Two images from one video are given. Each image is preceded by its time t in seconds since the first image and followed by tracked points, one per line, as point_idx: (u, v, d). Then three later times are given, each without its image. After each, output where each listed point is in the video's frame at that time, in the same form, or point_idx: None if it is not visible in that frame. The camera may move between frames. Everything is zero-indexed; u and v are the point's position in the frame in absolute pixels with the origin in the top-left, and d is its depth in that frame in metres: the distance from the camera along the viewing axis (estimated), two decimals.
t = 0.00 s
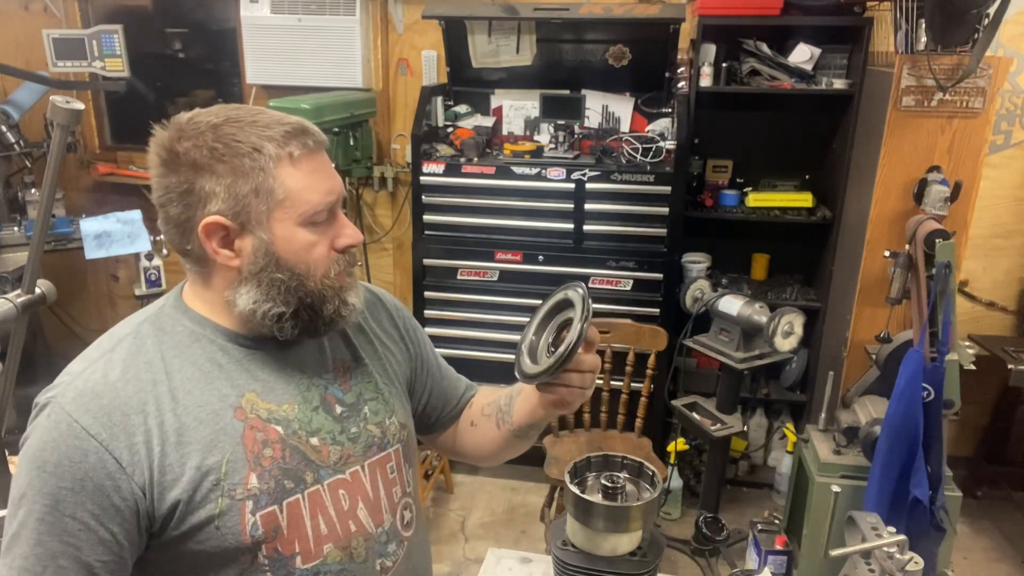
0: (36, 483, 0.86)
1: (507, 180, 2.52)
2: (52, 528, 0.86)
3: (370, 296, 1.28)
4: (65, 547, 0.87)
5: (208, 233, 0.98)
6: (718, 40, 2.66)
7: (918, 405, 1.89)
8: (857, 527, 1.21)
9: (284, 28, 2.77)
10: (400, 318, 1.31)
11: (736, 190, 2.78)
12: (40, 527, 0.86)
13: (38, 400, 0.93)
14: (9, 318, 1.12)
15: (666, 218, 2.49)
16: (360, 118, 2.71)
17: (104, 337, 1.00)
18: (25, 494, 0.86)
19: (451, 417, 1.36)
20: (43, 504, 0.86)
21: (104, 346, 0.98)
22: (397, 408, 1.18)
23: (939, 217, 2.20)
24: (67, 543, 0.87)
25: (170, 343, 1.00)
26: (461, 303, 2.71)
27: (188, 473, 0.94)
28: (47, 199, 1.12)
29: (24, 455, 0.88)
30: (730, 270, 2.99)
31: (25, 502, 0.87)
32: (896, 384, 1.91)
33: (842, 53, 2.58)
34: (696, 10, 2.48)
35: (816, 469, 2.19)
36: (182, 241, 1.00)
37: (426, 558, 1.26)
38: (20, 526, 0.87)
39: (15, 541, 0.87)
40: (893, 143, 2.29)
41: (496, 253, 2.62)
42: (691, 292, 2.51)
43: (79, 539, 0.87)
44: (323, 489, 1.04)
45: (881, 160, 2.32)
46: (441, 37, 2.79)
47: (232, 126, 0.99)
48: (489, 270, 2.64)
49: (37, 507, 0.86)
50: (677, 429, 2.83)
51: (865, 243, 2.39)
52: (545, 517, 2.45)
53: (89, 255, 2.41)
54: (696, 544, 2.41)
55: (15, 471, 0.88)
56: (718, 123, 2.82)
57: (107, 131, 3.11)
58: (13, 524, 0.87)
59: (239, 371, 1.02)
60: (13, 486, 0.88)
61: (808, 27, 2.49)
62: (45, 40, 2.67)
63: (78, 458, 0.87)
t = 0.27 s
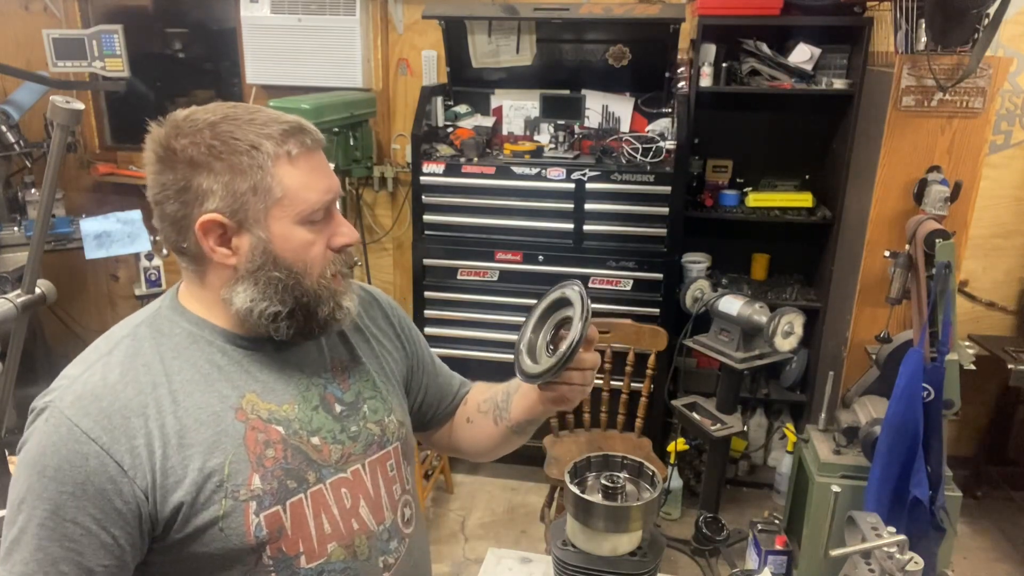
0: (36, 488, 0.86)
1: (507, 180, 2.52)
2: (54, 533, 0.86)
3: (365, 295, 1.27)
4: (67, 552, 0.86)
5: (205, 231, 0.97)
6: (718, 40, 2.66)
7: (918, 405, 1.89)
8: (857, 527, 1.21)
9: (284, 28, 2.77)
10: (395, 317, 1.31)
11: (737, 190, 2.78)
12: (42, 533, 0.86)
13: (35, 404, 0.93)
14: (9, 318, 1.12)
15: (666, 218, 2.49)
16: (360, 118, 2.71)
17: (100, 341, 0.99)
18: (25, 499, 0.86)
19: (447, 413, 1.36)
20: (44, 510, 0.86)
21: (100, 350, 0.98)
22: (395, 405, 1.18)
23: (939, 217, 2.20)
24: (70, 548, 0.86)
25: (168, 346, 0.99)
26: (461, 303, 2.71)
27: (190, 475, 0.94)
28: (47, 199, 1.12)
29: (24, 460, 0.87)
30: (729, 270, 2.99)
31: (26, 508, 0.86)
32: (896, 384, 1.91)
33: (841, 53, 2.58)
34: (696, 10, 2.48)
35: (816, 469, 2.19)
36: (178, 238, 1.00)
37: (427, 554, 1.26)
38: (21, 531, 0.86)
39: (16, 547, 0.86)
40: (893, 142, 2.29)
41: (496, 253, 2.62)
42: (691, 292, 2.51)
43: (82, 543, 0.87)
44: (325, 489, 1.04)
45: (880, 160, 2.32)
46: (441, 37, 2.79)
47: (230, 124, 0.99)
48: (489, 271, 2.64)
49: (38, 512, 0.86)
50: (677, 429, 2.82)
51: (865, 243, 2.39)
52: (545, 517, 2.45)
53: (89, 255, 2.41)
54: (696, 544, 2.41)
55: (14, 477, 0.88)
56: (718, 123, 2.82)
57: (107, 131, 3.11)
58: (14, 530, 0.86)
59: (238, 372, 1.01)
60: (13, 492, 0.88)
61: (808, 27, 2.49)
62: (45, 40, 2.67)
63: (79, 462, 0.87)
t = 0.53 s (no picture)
0: (38, 499, 0.85)
1: (507, 180, 2.52)
2: (58, 542, 0.85)
3: (363, 296, 1.27)
4: (72, 562, 0.86)
5: (201, 236, 0.97)
6: (719, 40, 2.66)
7: (917, 405, 1.89)
8: (857, 526, 1.21)
9: (284, 28, 2.77)
10: (389, 317, 1.30)
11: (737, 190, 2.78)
12: (46, 543, 0.85)
13: (33, 413, 0.92)
14: (9, 318, 1.12)
15: (666, 218, 2.49)
16: (360, 118, 2.72)
17: (96, 348, 0.98)
18: (27, 510, 0.85)
19: (445, 407, 1.36)
20: (47, 520, 0.85)
21: (96, 356, 0.97)
22: (392, 405, 1.18)
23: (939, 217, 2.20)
24: (75, 557, 0.86)
25: (165, 351, 0.99)
26: (461, 303, 2.71)
27: (193, 481, 0.93)
28: (48, 199, 1.12)
29: (24, 471, 0.87)
30: (729, 270, 2.99)
31: (28, 519, 0.85)
32: (896, 384, 1.91)
33: (842, 53, 2.58)
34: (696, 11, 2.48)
35: (816, 469, 2.19)
36: (174, 240, 0.99)
37: (427, 552, 1.26)
38: (24, 542, 0.86)
39: (20, 558, 0.86)
40: (893, 143, 2.29)
41: (496, 253, 2.62)
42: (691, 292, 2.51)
43: (87, 552, 0.87)
44: (326, 490, 1.04)
45: (880, 160, 2.32)
46: (442, 37, 2.79)
47: (233, 129, 0.98)
48: (489, 271, 2.64)
49: (41, 523, 0.85)
50: (677, 429, 2.82)
51: (865, 243, 2.39)
52: (545, 518, 2.45)
53: (89, 255, 2.41)
54: (696, 544, 2.41)
55: (16, 487, 0.87)
56: (718, 123, 2.82)
57: (107, 131, 3.11)
58: (16, 541, 0.86)
59: (237, 375, 1.01)
60: (14, 502, 0.87)
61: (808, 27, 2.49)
62: (45, 40, 2.67)
63: (80, 471, 0.86)
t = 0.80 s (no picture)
0: (37, 510, 0.84)
1: (507, 180, 2.52)
2: (57, 554, 0.85)
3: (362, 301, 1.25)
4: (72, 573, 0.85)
5: (195, 248, 0.94)
6: (719, 40, 2.66)
7: (917, 405, 1.89)
8: (857, 526, 1.21)
9: (283, 28, 2.76)
10: (390, 324, 1.29)
11: (736, 190, 2.78)
12: (45, 554, 0.84)
13: (30, 421, 0.90)
14: (9, 317, 1.12)
15: (666, 218, 2.49)
16: (360, 118, 2.72)
17: (93, 355, 0.96)
18: (25, 521, 0.84)
19: (424, 401, 1.37)
20: (46, 531, 0.84)
21: (94, 364, 0.94)
22: (390, 407, 1.19)
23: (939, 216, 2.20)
24: (74, 568, 0.85)
25: (166, 359, 0.97)
26: (461, 304, 2.71)
27: (194, 492, 0.92)
28: (47, 199, 1.12)
29: (23, 481, 0.85)
30: (729, 270, 2.99)
31: (26, 530, 0.84)
32: (896, 383, 1.91)
33: (842, 53, 2.58)
34: (696, 10, 2.48)
35: (816, 469, 2.19)
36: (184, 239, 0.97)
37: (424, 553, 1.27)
38: (22, 553, 0.85)
39: (18, 568, 0.85)
40: (892, 142, 2.29)
41: (496, 253, 2.62)
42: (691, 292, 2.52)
43: (87, 564, 0.86)
44: (327, 497, 1.05)
45: (880, 160, 2.32)
46: (442, 37, 2.79)
47: (265, 157, 0.94)
48: (489, 270, 2.64)
49: (39, 534, 0.84)
50: (677, 429, 2.82)
51: (865, 242, 2.39)
52: (545, 518, 2.45)
53: (89, 255, 2.41)
54: (696, 544, 2.41)
55: (14, 497, 0.86)
56: (718, 123, 2.82)
57: (107, 131, 3.10)
58: (14, 551, 0.85)
59: (238, 383, 1.00)
60: (12, 511, 0.86)
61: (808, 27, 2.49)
62: (45, 40, 2.67)
63: (79, 483, 0.85)
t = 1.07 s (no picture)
0: (48, 523, 0.84)
1: (507, 180, 2.52)
2: (67, 567, 0.84)
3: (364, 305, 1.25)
4: None
5: (240, 275, 0.92)
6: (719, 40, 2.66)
7: (917, 405, 1.89)
8: (857, 527, 1.21)
9: (283, 28, 2.76)
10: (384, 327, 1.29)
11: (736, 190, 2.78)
12: (55, 567, 0.84)
13: (37, 430, 0.89)
14: (10, 318, 1.12)
15: (666, 218, 2.49)
16: (360, 118, 2.72)
17: (101, 361, 0.96)
18: (34, 533, 0.84)
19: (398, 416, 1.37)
20: (57, 544, 0.84)
21: (103, 372, 0.94)
22: (390, 411, 1.19)
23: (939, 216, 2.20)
24: None
25: (176, 367, 0.97)
26: (461, 304, 2.71)
27: (207, 503, 0.93)
28: (48, 199, 1.12)
29: (31, 493, 0.85)
30: (729, 270, 2.99)
31: (36, 542, 0.84)
32: (896, 384, 1.91)
33: (842, 53, 2.58)
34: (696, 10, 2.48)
35: (816, 470, 2.19)
36: (214, 258, 0.95)
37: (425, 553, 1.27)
38: (30, 565, 0.84)
39: None
40: (892, 143, 2.29)
41: (496, 253, 2.62)
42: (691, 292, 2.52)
43: None
44: (335, 502, 1.05)
45: (880, 161, 2.32)
46: (441, 37, 2.79)
47: (312, 180, 0.93)
48: (489, 271, 2.64)
49: (50, 547, 0.84)
50: (677, 429, 2.82)
51: (865, 242, 2.39)
52: (545, 518, 2.45)
53: (89, 255, 2.41)
54: (696, 544, 2.40)
55: (23, 508, 0.86)
56: (718, 123, 2.82)
57: (107, 131, 3.10)
58: (22, 563, 0.85)
59: (249, 391, 1.00)
60: (20, 522, 0.85)
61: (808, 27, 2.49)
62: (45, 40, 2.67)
63: (92, 497, 0.85)
